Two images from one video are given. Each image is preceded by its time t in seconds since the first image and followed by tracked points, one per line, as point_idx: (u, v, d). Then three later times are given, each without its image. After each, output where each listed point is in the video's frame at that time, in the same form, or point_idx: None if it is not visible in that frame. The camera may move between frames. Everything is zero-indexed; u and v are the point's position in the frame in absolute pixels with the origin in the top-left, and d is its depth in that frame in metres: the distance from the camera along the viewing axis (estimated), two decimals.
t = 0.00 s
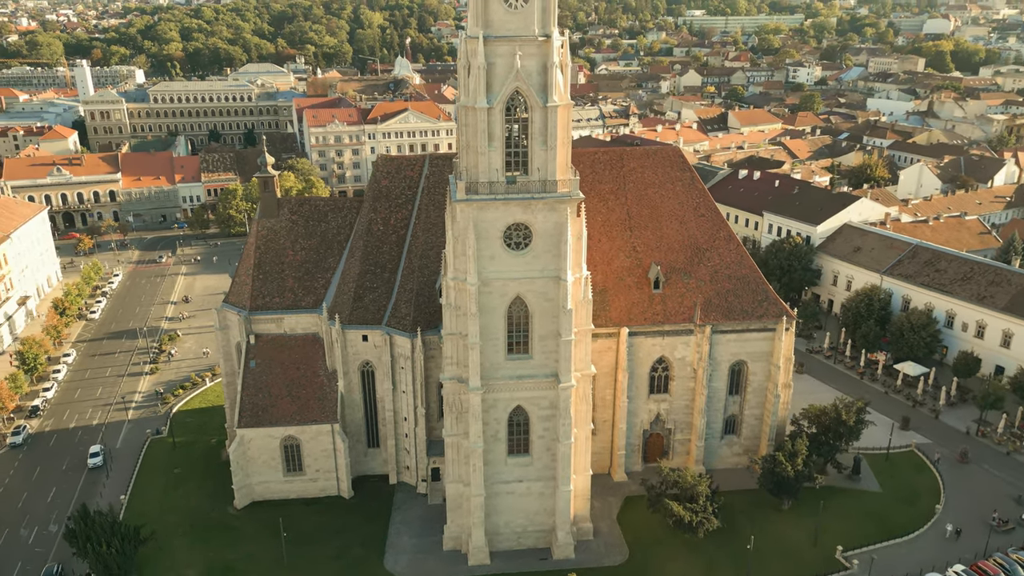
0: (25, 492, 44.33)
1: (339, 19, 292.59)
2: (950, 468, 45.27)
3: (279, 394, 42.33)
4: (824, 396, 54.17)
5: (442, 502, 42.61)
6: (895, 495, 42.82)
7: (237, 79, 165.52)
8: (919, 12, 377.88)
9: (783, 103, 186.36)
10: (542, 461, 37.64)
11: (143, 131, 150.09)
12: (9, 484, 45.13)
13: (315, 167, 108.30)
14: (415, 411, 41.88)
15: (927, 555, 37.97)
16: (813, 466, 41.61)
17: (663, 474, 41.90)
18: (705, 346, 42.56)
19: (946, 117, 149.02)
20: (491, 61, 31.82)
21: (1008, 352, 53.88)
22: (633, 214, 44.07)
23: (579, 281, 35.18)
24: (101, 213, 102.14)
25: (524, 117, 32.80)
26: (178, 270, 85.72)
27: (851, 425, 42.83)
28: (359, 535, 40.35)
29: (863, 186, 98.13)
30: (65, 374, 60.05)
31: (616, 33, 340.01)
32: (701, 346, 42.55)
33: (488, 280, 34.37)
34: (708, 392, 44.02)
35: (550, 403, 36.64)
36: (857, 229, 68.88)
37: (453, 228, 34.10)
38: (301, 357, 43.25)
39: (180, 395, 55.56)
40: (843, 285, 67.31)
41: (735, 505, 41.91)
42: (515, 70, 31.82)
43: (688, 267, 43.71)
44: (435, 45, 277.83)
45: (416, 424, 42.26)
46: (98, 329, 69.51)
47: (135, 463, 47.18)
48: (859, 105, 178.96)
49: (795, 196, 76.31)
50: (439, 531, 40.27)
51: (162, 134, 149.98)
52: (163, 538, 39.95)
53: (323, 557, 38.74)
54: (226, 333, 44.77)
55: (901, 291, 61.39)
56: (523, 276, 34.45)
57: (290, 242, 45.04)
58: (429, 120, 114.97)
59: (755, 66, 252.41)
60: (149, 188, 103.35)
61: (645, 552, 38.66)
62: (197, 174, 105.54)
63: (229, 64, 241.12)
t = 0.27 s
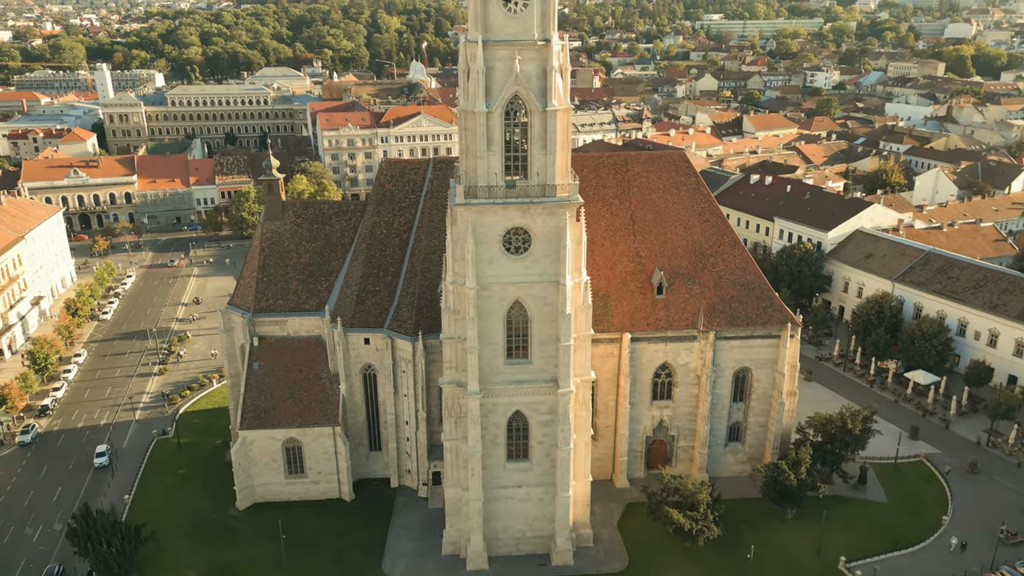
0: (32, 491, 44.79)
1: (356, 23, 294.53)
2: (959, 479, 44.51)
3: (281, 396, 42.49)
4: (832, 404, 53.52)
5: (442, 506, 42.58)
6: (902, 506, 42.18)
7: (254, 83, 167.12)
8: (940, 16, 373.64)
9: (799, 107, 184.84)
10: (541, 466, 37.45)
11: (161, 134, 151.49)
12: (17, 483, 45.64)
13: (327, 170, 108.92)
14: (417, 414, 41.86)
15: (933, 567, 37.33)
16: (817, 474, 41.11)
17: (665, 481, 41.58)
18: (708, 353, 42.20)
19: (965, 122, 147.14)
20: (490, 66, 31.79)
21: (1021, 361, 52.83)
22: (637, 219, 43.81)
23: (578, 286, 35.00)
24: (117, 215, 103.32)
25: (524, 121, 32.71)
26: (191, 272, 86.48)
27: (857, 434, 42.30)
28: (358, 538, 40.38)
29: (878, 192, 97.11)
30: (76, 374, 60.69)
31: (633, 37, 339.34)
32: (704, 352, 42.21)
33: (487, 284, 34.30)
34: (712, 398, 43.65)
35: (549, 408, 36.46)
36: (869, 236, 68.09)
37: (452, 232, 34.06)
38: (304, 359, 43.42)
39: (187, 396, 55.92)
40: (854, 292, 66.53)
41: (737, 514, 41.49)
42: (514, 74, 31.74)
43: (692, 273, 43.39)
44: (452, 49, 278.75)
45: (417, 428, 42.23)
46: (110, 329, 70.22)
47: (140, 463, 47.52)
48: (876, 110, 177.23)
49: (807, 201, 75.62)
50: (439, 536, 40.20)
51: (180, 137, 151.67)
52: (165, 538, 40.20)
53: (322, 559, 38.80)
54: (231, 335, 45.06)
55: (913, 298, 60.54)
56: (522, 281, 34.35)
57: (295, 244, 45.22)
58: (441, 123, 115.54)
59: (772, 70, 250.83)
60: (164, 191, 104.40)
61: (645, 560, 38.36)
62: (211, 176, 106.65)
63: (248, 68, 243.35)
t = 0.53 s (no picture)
0: (38, 490, 45.27)
1: (374, 28, 296.66)
2: (969, 491, 43.73)
3: (284, 399, 42.67)
4: (840, 413, 52.84)
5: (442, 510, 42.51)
6: (909, 517, 41.51)
7: (270, 87, 168.63)
8: (962, 20, 369.20)
9: (816, 112, 183.29)
10: (540, 472, 37.27)
11: (180, 137, 154.29)
12: (25, 482, 46.18)
13: (340, 174, 109.46)
14: (418, 418, 41.84)
15: None
16: (822, 484, 40.60)
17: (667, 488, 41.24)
18: (711, 359, 41.86)
19: (985, 128, 145.10)
20: (489, 70, 31.78)
21: None
22: (641, 224, 43.57)
23: (578, 291, 34.81)
24: (133, 217, 104.44)
25: (523, 125, 32.61)
26: (203, 274, 87.18)
27: (863, 444, 41.74)
28: (358, 541, 40.39)
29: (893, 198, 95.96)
30: (86, 374, 61.34)
31: (650, 42, 338.67)
32: (707, 358, 41.87)
33: (485, 289, 34.24)
34: (715, 406, 43.25)
35: (548, 413, 36.28)
36: (881, 242, 67.24)
37: (452, 236, 34.05)
38: (307, 362, 43.58)
39: (194, 397, 56.27)
40: (865, 299, 65.70)
41: (740, 523, 41.07)
42: (513, 79, 31.68)
43: (696, 279, 43.07)
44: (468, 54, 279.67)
45: (418, 432, 42.22)
46: (121, 330, 70.95)
47: (145, 464, 47.86)
48: (895, 115, 175.35)
49: (819, 207, 74.86)
50: (438, 540, 40.11)
51: (197, 140, 154.01)
52: (166, 539, 40.46)
53: (321, 562, 38.87)
54: (236, 337, 45.30)
55: (925, 306, 59.65)
56: (521, 285, 34.24)
57: (299, 247, 45.43)
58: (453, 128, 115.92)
59: (789, 75, 249.10)
60: (179, 193, 105.41)
61: (645, 568, 38.02)
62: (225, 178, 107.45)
63: (266, 72, 245.76)
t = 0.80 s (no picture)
0: (45, 489, 45.70)
1: (391, 33, 298.46)
2: (977, 503, 42.99)
3: (286, 401, 42.84)
4: (849, 422, 52.16)
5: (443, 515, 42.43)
6: (916, 528, 40.87)
7: (286, 91, 169.98)
8: (984, 25, 364.60)
9: (834, 117, 181.68)
10: (539, 478, 37.09)
11: (196, 141, 155.22)
12: (32, 481, 46.66)
13: (353, 178, 109.96)
14: (419, 422, 41.82)
15: None
16: (826, 494, 40.08)
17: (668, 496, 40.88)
18: (714, 366, 41.49)
19: (1005, 133, 143.03)
20: (489, 75, 31.75)
21: None
22: (644, 229, 43.33)
23: (577, 296, 34.64)
24: (148, 219, 105.52)
25: (522, 130, 32.54)
26: (215, 276, 87.89)
27: (869, 453, 41.19)
28: (357, 545, 40.40)
29: (908, 205, 94.78)
30: (97, 375, 61.96)
31: (667, 46, 337.73)
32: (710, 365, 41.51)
33: (484, 293, 34.17)
34: (719, 413, 42.85)
35: (547, 419, 36.10)
36: (893, 249, 66.38)
37: (451, 241, 34.01)
38: (310, 365, 43.72)
39: (201, 399, 56.59)
40: (877, 306, 64.87)
41: (742, 532, 40.64)
42: (512, 83, 31.63)
43: (700, 285, 42.73)
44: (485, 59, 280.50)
45: (419, 436, 42.19)
46: (133, 331, 71.61)
47: (151, 464, 48.19)
48: (913, 121, 173.42)
49: (831, 213, 74.08)
50: (438, 545, 40.02)
51: (214, 144, 155.22)
52: (168, 539, 40.69)
53: (320, 564, 38.94)
54: (240, 339, 45.58)
55: (937, 314, 58.77)
56: (519, 290, 34.15)
57: (304, 250, 45.61)
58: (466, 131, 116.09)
59: (807, 80, 247.28)
60: (193, 196, 106.39)
61: None
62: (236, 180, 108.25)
63: (284, 76, 247.85)
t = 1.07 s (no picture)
0: (52, 489, 46.20)
1: (408, 37, 299.99)
2: (987, 514, 42.25)
3: (289, 404, 43.02)
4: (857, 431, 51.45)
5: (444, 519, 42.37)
6: (922, 540, 40.22)
7: (302, 95, 171.33)
8: (1007, 29, 359.86)
9: (851, 123, 180.03)
10: (538, 484, 36.92)
11: (213, 144, 156.94)
12: (39, 480, 47.16)
13: (365, 181, 110.43)
14: (420, 427, 41.82)
15: None
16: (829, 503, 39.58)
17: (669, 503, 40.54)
18: (718, 373, 41.14)
19: None
20: (488, 79, 31.76)
21: None
22: (648, 234, 43.12)
23: (576, 301, 34.49)
24: (163, 222, 106.56)
25: (521, 135, 32.51)
26: (227, 278, 88.57)
27: (875, 463, 40.65)
28: (358, 548, 40.43)
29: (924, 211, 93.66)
30: (107, 376, 62.60)
31: (684, 51, 336.53)
32: (713, 372, 41.17)
33: (483, 297, 34.12)
34: (722, 421, 42.47)
35: (546, 425, 35.96)
36: (906, 256, 65.56)
37: (450, 245, 34.01)
38: (313, 368, 43.90)
39: (209, 400, 56.95)
40: (888, 314, 64.04)
41: (744, 541, 40.25)
42: (511, 88, 31.63)
43: (704, 291, 42.41)
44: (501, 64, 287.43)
45: (421, 440, 42.19)
46: (144, 333, 72.27)
47: (156, 465, 48.55)
48: (932, 126, 171.42)
49: (843, 219, 73.32)
50: (437, 550, 39.94)
51: (230, 147, 156.64)
52: (171, 540, 40.92)
53: (319, 567, 39.00)
54: (245, 342, 45.87)
55: (949, 322, 57.86)
56: (518, 295, 34.05)
57: (308, 254, 45.84)
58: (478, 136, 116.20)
59: (825, 85, 245.29)
60: (208, 199, 107.30)
61: None
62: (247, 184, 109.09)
63: (301, 81, 249.81)
